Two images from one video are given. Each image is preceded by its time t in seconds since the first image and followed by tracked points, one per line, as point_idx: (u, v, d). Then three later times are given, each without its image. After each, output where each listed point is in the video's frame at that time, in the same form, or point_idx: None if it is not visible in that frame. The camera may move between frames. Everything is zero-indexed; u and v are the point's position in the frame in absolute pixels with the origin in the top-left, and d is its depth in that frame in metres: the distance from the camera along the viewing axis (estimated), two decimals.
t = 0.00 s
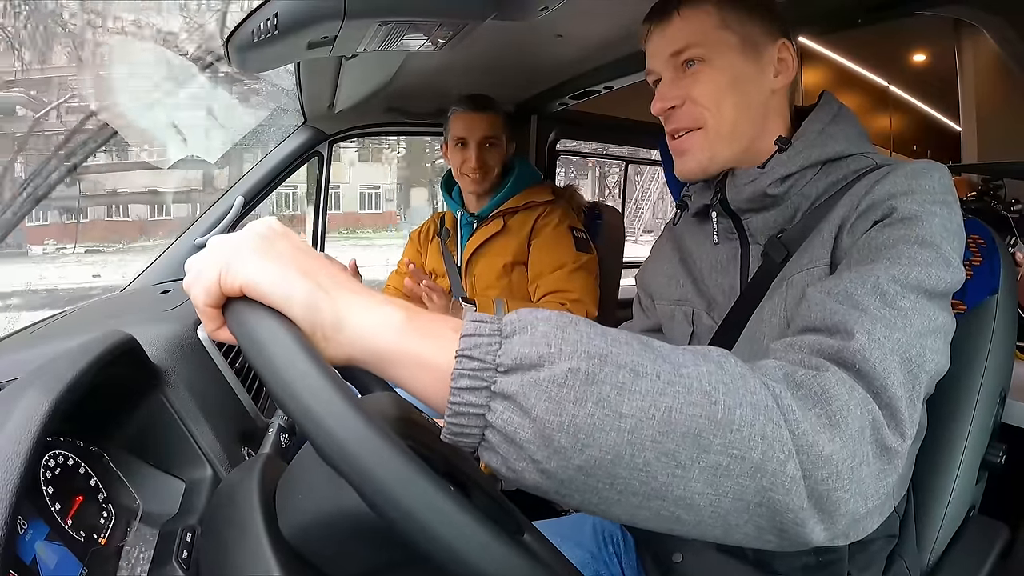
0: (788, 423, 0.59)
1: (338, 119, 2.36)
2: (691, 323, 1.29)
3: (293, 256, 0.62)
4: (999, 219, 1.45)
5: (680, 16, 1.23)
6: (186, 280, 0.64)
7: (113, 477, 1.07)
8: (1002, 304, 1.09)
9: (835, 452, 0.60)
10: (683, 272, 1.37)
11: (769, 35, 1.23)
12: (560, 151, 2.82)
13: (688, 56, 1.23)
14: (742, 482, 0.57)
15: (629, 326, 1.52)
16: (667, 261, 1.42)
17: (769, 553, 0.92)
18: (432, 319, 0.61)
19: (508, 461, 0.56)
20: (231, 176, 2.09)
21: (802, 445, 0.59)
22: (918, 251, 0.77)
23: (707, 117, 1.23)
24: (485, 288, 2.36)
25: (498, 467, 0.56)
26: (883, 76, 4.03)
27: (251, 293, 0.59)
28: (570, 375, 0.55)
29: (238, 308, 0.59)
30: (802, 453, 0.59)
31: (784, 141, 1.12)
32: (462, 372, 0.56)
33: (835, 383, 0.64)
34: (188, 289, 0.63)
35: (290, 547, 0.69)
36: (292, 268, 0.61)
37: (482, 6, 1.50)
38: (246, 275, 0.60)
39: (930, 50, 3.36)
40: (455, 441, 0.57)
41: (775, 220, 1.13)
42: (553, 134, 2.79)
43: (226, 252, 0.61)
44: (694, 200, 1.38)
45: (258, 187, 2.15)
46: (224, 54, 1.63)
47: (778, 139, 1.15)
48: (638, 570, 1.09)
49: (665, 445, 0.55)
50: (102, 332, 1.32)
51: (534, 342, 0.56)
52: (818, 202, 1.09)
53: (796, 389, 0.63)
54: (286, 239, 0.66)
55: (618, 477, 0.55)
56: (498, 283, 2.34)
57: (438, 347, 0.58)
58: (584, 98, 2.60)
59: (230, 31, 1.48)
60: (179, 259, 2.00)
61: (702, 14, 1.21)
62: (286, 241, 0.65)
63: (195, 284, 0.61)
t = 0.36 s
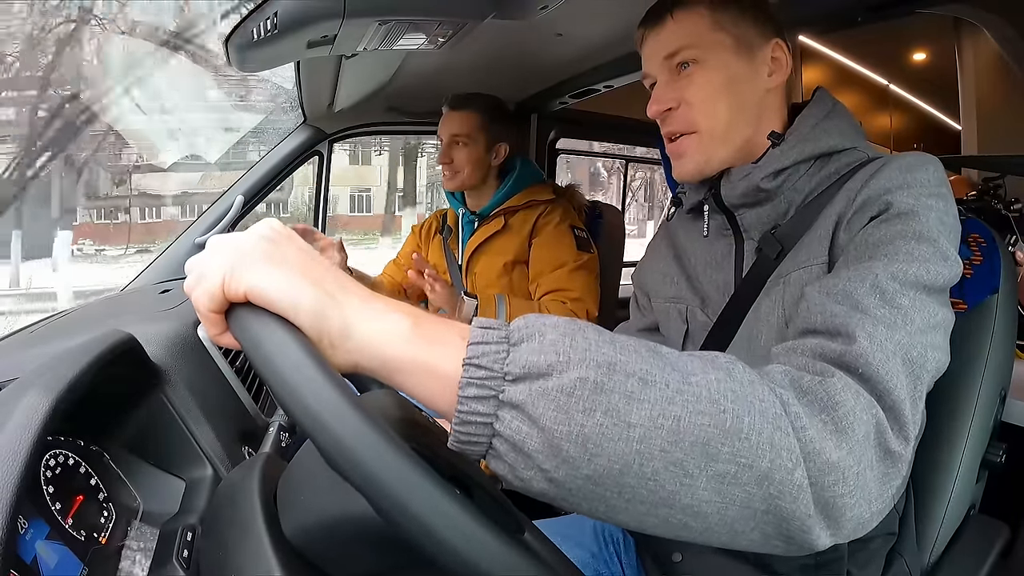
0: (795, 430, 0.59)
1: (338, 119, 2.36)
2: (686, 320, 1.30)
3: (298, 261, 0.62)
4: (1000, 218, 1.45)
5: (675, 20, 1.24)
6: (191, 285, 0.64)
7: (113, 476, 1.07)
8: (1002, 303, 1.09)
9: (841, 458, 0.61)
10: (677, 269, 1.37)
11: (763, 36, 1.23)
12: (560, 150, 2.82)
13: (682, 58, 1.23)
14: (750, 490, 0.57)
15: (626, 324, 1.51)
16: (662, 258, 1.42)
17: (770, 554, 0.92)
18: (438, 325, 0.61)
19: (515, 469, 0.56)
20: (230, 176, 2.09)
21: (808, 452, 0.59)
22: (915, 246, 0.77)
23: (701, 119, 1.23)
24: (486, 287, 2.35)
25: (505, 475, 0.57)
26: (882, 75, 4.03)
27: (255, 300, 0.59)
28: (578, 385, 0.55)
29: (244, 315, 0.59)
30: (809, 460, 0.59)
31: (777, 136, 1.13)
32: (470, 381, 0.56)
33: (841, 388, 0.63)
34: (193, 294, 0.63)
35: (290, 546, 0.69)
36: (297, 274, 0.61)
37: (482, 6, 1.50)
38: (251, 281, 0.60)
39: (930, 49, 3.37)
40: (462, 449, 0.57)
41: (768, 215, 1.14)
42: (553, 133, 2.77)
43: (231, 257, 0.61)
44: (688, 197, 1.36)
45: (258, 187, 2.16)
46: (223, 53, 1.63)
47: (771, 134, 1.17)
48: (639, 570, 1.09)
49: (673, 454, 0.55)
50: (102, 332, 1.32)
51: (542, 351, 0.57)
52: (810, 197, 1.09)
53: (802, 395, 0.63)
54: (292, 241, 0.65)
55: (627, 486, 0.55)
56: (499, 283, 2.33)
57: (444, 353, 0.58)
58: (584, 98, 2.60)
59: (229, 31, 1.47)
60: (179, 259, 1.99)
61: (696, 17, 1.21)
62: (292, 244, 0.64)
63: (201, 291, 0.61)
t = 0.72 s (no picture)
0: (809, 442, 0.59)
1: (338, 119, 2.36)
2: (685, 320, 1.30)
3: (310, 272, 0.61)
4: (1000, 218, 1.45)
5: (673, 21, 1.24)
6: (194, 294, 0.61)
7: (113, 476, 1.07)
8: (1003, 304, 1.09)
9: (854, 469, 0.61)
10: (677, 269, 1.37)
11: (762, 34, 1.23)
12: (560, 150, 2.82)
13: (681, 59, 1.23)
14: (763, 502, 0.57)
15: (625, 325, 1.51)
16: (661, 258, 1.42)
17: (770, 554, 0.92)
18: (452, 338, 0.60)
19: (529, 482, 0.56)
20: (230, 177, 2.10)
21: (822, 464, 0.59)
22: (920, 247, 0.77)
23: (702, 120, 1.23)
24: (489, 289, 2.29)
25: (519, 488, 0.57)
26: (882, 75, 4.03)
27: (266, 311, 0.57)
28: (594, 400, 0.55)
29: (253, 328, 0.57)
30: (822, 472, 0.59)
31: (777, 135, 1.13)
32: (484, 394, 0.56)
33: (852, 398, 0.63)
34: (197, 304, 0.61)
35: (291, 546, 0.69)
36: (309, 286, 0.59)
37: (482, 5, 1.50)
38: (262, 292, 0.58)
39: (930, 49, 3.38)
40: (475, 461, 0.57)
41: (768, 214, 1.14)
42: (553, 133, 2.77)
43: (240, 268, 0.59)
44: (687, 195, 1.37)
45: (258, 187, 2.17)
46: (222, 53, 1.63)
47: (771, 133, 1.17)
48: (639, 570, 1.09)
49: (688, 468, 0.55)
50: (102, 332, 1.32)
51: (556, 364, 0.56)
52: (809, 195, 1.10)
53: (814, 406, 0.63)
54: (300, 249, 0.63)
55: (640, 498, 0.55)
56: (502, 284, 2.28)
57: (459, 367, 0.57)
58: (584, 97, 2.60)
59: (228, 31, 1.47)
60: (179, 259, 2.00)
61: (694, 16, 1.21)
62: (301, 252, 0.63)
63: (207, 301, 0.59)
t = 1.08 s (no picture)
0: (834, 456, 0.59)
1: (339, 119, 2.35)
2: (687, 317, 1.30)
3: (340, 302, 0.56)
4: (1000, 219, 1.45)
5: (673, 23, 1.24)
6: (213, 328, 0.57)
7: (113, 475, 1.07)
8: (1002, 304, 1.09)
9: (874, 480, 0.61)
10: (679, 268, 1.37)
11: (761, 36, 1.23)
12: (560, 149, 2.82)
13: (682, 60, 1.24)
14: (792, 516, 0.57)
15: (629, 325, 1.52)
16: (664, 258, 1.42)
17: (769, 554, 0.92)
18: (487, 364, 0.58)
19: (566, 505, 0.55)
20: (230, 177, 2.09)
21: (846, 477, 0.59)
22: (923, 250, 0.77)
23: (703, 120, 1.23)
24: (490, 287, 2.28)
25: (555, 510, 0.56)
26: (881, 74, 4.03)
27: (299, 352, 0.54)
28: (634, 426, 0.55)
29: (286, 373, 0.54)
30: (846, 484, 0.60)
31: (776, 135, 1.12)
32: (523, 421, 0.54)
33: (874, 412, 0.63)
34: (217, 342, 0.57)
35: (293, 546, 0.69)
36: (341, 320, 0.56)
37: (482, 6, 1.50)
38: (293, 331, 0.54)
39: (930, 49, 3.37)
40: (510, 485, 0.56)
41: (768, 212, 1.14)
42: (553, 133, 2.77)
43: (266, 304, 0.55)
44: (691, 197, 1.37)
45: (259, 189, 2.15)
46: (222, 52, 1.63)
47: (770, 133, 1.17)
48: (637, 569, 1.09)
49: (723, 488, 0.55)
50: (102, 332, 1.32)
51: (595, 390, 0.55)
52: (809, 194, 1.10)
53: (835, 418, 0.63)
54: (324, 272, 0.59)
55: (677, 519, 0.55)
56: (503, 283, 2.27)
57: (498, 398, 0.55)
58: (584, 97, 2.60)
59: (229, 31, 1.46)
60: (179, 258, 2.00)
61: (694, 19, 1.22)
62: (326, 276, 0.58)
63: (231, 339, 0.55)
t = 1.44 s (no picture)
0: (857, 475, 0.60)
1: (338, 119, 2.33)
2: (688, 318, 1.30)
3: (391, 352, 0.50)
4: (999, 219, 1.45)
5: (670, 25, 1.24)
6: (247, 384, 0.49)
7: (113, 475, 1.07)
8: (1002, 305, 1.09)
9: (890, 494, 0.62)
10: (681, 270, 1.37)
11: (755, 40, 1.23)
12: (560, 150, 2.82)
13: (678, 64, 1.24)
14: (816, 533, 0.58)
15: (632, 328, 1.53)
16: (665, 260, 1.42)
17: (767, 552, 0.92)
18: (530, 403, 0.55)
19: (608, 534, 0.55)
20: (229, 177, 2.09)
21: (867, 493, 0.60)
22: (923, 256, 0.78)
23: (698, 122, 1.23)
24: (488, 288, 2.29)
25: (594, 537, 0.56)
26: (881, 74, 4.02)
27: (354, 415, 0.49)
28: (678, 459, 0.55)
29: (342, 439, 0.49)
30: (867, 501, 0.60)
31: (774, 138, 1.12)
32: (569, 458, 0.53)
33: (892, 428, 0.63)
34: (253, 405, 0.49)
35: (295, 546, 0.70)
36: (397, 375, 0.50)
37: (482, 6, 1.50)
38: (349, 393, 0.49)
39: (930, 49, 3.37)
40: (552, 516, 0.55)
41: (766, 213, 1.14)
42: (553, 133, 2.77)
43: (314, 362, 0.48)
44: (692, 199, 1.35)
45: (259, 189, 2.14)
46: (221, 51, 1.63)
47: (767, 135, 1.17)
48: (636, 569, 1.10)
49: (758, 511, 0.56)
50: (101, 332, 1.31)
51: (639, 424, 0.55)
52: (807, 195, 1.10)
53: (855, 434, 0.63)
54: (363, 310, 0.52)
55: (715, 543, 0.55)
56: (500, 284, 2.28)
57: (542, 438, 0.54)
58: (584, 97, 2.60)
59: (229, 31, 1.47)
60: (179, 258, 1.97)
61: (688, 22, 1.22)
62: (370, 317, 0.52)
63: (276, 403, 0.48)
